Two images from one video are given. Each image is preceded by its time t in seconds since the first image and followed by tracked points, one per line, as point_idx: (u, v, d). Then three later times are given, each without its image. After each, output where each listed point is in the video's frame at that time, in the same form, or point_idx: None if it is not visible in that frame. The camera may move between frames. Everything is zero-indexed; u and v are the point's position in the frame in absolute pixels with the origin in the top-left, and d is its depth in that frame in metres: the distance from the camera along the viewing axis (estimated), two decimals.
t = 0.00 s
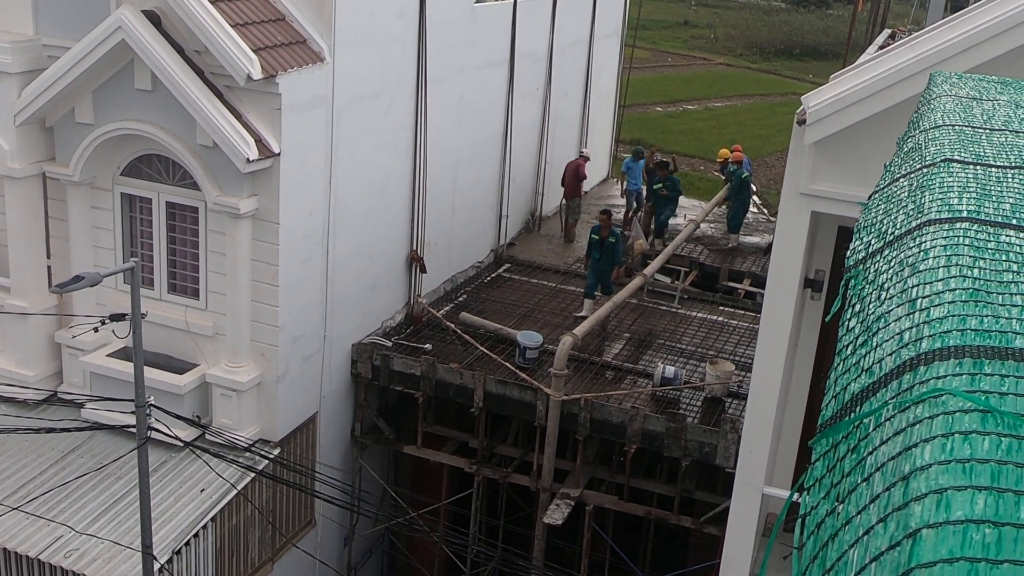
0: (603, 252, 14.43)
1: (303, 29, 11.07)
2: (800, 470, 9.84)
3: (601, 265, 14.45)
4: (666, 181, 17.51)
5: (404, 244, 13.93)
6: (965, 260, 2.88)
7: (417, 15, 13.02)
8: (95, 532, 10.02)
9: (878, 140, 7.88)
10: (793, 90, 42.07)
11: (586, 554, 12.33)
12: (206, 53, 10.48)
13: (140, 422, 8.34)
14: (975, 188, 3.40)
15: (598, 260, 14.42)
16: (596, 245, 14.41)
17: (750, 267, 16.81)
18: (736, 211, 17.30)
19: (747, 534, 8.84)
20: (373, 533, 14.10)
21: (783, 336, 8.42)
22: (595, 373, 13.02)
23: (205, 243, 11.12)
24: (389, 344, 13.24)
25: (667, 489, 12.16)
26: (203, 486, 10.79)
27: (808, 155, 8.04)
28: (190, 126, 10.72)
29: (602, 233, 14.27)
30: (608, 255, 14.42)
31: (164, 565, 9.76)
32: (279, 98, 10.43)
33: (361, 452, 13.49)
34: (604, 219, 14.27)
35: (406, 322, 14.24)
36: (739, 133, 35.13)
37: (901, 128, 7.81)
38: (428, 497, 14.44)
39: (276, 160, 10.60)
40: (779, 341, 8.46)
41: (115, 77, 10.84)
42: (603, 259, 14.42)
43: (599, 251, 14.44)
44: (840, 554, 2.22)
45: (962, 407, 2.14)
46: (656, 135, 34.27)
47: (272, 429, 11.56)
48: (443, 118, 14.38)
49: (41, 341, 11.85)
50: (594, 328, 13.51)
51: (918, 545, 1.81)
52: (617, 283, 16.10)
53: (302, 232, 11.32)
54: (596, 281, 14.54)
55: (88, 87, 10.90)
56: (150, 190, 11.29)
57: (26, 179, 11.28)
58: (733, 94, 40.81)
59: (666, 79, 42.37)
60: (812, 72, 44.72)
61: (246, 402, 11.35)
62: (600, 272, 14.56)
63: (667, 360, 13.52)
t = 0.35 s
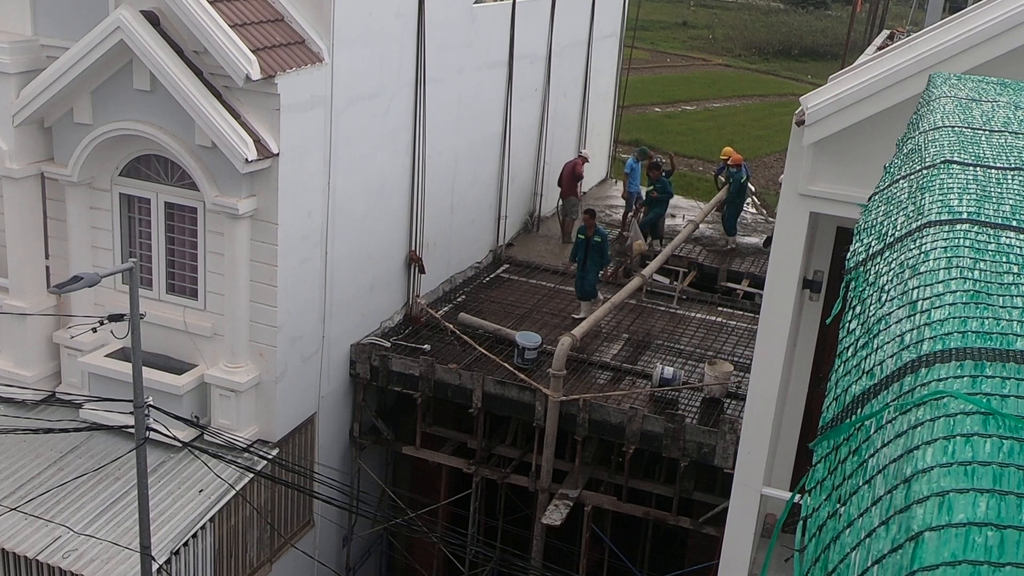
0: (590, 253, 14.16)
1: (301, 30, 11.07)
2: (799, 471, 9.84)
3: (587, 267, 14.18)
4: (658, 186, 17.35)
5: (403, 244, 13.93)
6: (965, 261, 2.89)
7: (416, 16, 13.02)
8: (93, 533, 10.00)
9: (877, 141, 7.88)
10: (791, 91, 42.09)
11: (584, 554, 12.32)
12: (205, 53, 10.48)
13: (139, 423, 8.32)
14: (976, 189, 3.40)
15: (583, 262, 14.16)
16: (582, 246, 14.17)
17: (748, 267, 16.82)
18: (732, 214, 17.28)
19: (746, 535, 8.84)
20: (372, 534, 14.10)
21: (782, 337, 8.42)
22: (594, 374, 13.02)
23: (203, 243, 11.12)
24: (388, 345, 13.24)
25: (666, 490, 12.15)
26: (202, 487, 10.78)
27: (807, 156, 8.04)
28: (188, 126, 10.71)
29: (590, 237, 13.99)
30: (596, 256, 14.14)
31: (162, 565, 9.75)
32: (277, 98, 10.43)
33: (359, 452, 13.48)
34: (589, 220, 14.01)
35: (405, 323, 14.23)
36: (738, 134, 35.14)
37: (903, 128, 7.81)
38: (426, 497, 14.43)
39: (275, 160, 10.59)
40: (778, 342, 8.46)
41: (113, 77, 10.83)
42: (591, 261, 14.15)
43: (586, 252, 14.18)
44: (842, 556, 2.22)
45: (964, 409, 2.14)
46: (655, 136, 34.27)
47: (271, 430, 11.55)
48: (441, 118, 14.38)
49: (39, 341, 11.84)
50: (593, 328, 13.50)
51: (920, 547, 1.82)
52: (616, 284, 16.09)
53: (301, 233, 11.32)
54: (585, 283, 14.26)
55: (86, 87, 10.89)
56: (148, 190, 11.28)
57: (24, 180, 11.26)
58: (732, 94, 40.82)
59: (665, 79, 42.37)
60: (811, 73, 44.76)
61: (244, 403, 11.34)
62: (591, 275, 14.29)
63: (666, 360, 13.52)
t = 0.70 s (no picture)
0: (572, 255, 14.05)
1: (300, 29, 11.07)
2: (798, 471, 9.85)
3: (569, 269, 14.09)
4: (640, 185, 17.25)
5: (402, 243, 13.93)
6: (963, 262, 2.88)
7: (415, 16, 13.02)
8: (91, 533, 10.00)
9: (875, 141, 7.89)
10: (791, 91, 42.11)
11: (582, 554, 12.33)
12: (204, 53, 10.48)
13: (138, 422, 8.32)
14: (973, 189, 3.41)
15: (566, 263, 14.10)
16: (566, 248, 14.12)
17: (747, 268, 16.83)
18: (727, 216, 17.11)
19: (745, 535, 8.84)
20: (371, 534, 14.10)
21: (780, 337, 8.43)
22: (593, 374, 13.02)
23: (202, 243, 11.12)
24: (386, 345, 13.25)
25: (664, 489, 12.16)
26: (200, 486, 10.78)
27: (806, 156, 8.05)
28: (188, 126, 10.71)
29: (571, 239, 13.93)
30: (577, 260, 14.00)
31: (161, 565, 9.75)
32: (277, 98, 10.43)
33: (358, 452, 13.48)
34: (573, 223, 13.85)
35: (404, 322, 14.23)
36: (738, 134, 35.15)
37: (903, 128, 7.81)
38: (425, 497, 14.43)
39: (274, 160, 10.59)
40: (777, 343, 8.47)
41: (112, 77, 10.83)
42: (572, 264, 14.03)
43: (570, 254, 14.10)
44: (839, 556, 2.22)
45: (961, 409, 2.14)
46: (654, 136, 34.26)
47: (270, 429, 11.54)
48: (440, 118, 14.37)
49: (38, 340, 11.84)
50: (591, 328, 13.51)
51: (917, 547, 1.82)
52: (615, 284, 16.10)
53: (300, 232, 11.31)
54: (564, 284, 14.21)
55: (85, 86, 10.88)
56: (147, 189, 11.28)
57: (23, 179, 11.26)
58: (731, 94, 40.83)
59: (665, 79, 42.38)
60: (810, 73, 44.78)
61: (243, 402, 11.34)
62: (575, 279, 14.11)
63: (665, 361, 13.52)
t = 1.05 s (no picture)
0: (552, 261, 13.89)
1: (300, 29, 11.07)
2: (798, 470, 9.85)
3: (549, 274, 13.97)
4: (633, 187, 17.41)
5: (402, 243, 13.93)
6: (964, 261, 2.88)
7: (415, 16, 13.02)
8: (91, 532, 10.00)
9: (875, 141, 7.89)
10: (791, 91, 42.11)
11: (582, 554, 12.32)
12: (204, 52, 10.48)
13: (138, 422, 8.31)
14: (974, 188, 3.41)
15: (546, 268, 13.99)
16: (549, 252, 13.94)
17: (747, 268, 16.83)
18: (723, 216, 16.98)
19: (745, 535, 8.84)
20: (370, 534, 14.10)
21: (780, 338, 8.42)
22: (592, 374, 13.02)
23: (202, 243, 11.12)
24: (386, 344, 13.24)
25: (664, 489, 12.15)
26: (200, 486, 10.78)
27: (806, 157, 8.05)
28: (188, 125, 10.71)
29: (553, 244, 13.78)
30: (556, 267, 13.81)
31: (161, 564, 9.74)
32: (277, 97, 10.42)
33: (358, 451, 13.49)
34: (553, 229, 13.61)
35: (403, 322, 14.23)
36: (738, 134, 35.14)
37: (903, 129, 7.80)
38: (425, 496, 14.43)
39: (274, 159, 10.59)
40: (777, 343, 8.47)
41: (112, 77, 10.83)
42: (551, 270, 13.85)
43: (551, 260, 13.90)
44: (839, 555, 2.22)
45: (962, 409, 2.14)
46: (654, 136, 34.26)
47: (269, 429, 11.53)
48: (440, 118, 14.37)
49: (38, 340, 11.84)
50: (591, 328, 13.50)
51: (918, 547, 1.82)
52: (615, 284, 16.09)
53: (299, 232, 11.31)
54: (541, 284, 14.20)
55: (85, 86, 10.89)
56: (147, 189, 11.27)
57: (23, 178, 11.25)
58: (731, 95, 40.83)
59: (665, 79, 42.38)
60: (810, 73, 44.78)
61: (243, 402, 11.34)
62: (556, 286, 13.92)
63: (665, 361, 13.52)
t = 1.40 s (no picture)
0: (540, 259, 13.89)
1: (301, 27, 11.07)
2: (798, 469, 9.85)
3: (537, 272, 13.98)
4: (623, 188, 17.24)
5: (402, 242, 13.93)
6: (965, 258, 2.88)
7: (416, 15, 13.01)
8: (91, 531, 10.00)
9: (875, 139, 7.89)
10: (792, 89, 42.09)
11: (582, 553, 12.31)
12: (205, 51, 10.47)
13: (138, 421, 8.31)
14: (975, 185, 3.41)
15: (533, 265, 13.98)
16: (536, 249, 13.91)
17: (747, 266, 16.84)
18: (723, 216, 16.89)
19: (745, 533, 8.84)
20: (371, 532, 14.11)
21: (780, 336, 8.42)
22: (593, 373, 13.02)
23: (202, 242, 11.12)
24: (387, 343, 13.24)
25: (665, 488, 12.15)
26: (201, 484, 10.78)
27: (807, 154, 8.05)
28: (188, 124, 10.70)
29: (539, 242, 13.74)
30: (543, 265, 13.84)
31: (161, 562, 9.75)
32: (278, 95, 10.42)
33: (358, 450, 13.50)
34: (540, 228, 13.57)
35: (404, 321, 14.24)
36: (739, 132, 35.14)
37: (904, 127, 7.80)
38: (425, 495, 14.45)
39: (274, 158, 10.59)
40: (778, 342, 8.47)
41: (112, 75, 10.83)
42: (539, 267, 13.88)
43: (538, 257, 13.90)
44: (840, 551, 2.22)
45: (963, 404, 2.14)
46: (655, 134, 34.24)
47: (270, 428, 11.54)
48: (441, 116, 14.37)
49: (38, 338, 11.84)
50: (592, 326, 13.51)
51: (919, 541, 1.82)
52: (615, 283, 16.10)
53: (300, 231, 11.31)
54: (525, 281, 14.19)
55: (85, 85, 10.88)
56: (147, 188, 11.27)
57: (23, 177, 11.25)
58: (731, 93, 40.82)
59: (665, 78, 42.37)
60: (811, 71, 44.75)
61: (244, 401, 11.34)
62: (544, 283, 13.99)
63: (665, 359, 13.52)
